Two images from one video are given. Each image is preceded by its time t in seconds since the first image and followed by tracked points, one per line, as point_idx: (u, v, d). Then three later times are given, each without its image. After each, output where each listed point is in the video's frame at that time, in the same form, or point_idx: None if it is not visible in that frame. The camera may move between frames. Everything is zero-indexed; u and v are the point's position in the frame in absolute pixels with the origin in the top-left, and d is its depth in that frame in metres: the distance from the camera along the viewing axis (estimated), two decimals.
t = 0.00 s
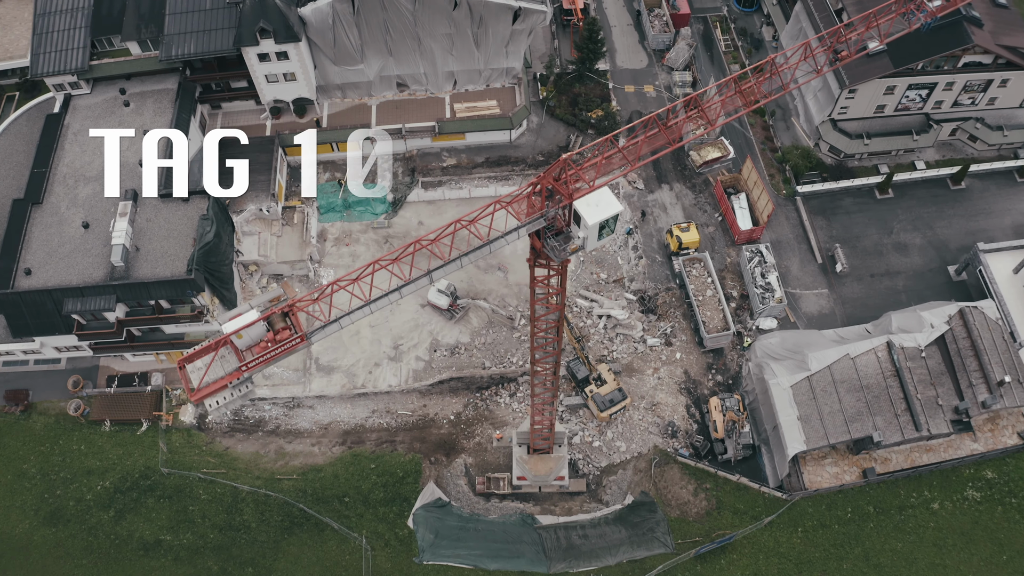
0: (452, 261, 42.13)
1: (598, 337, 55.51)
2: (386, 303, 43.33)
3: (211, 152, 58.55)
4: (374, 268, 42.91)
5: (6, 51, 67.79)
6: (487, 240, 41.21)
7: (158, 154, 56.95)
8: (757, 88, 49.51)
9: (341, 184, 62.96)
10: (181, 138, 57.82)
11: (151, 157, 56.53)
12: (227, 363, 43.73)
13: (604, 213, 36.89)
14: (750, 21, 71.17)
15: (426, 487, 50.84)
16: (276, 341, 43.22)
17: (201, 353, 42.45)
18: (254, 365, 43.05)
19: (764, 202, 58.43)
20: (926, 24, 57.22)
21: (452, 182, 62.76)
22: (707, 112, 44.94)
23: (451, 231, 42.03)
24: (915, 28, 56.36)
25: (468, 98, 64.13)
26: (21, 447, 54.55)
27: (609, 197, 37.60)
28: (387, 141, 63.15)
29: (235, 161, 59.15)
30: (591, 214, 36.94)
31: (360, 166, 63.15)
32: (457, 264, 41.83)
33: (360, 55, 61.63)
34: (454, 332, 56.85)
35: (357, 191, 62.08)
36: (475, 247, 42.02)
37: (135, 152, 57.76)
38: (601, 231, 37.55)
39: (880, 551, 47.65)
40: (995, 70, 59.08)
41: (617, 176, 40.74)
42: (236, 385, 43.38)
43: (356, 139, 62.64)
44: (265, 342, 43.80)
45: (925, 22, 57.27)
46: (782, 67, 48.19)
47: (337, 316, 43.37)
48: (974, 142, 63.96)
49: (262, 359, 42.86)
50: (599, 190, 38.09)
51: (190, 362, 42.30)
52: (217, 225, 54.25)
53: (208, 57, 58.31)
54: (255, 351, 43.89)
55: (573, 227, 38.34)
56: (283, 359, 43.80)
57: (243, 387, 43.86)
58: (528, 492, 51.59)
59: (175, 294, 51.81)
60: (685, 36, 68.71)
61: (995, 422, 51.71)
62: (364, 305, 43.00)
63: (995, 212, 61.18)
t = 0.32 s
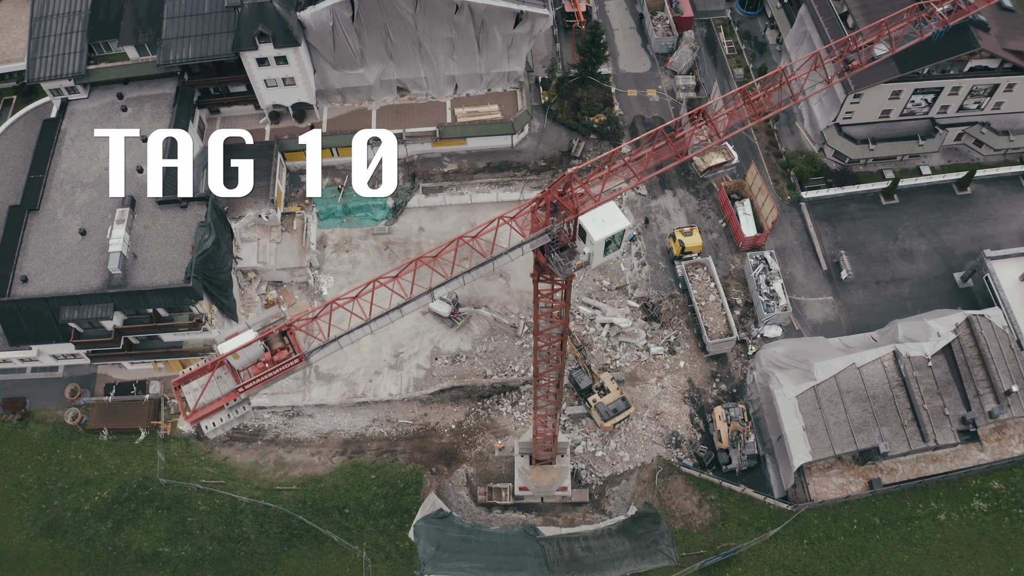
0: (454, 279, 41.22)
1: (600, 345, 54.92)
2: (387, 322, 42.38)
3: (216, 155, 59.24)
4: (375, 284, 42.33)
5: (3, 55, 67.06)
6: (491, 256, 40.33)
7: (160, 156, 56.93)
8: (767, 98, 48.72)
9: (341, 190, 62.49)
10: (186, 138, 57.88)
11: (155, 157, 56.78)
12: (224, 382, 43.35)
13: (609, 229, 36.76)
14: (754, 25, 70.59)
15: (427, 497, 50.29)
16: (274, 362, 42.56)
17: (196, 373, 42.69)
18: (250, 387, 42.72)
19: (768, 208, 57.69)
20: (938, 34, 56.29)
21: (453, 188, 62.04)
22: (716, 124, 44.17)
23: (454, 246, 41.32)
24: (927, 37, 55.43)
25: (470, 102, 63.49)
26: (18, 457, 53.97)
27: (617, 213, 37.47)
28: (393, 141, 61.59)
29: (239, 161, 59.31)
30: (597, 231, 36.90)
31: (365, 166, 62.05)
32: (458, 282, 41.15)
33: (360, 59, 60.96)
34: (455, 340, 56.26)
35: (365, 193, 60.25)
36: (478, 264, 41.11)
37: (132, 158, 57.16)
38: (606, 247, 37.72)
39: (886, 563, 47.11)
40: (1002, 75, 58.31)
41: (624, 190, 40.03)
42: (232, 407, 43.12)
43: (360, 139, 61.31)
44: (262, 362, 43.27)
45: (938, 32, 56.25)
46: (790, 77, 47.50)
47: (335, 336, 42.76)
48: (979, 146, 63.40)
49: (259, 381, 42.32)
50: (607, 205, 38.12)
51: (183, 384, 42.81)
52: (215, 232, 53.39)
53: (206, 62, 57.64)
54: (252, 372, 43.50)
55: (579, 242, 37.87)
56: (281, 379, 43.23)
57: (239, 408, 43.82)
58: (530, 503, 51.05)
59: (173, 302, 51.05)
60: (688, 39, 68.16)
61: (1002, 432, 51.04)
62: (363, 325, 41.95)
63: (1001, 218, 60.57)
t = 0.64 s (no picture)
0: (454, 299, 40.38)
1: (603, 354, 54.33)
2: (388, 342, 41.49)
3: (220, 155, 58.56)
4: (375, 305, 41.53)
5: None
6: (493, 275, 39.54)
7: (163, 156, 56.30)
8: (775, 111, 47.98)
9: (340, 196, 61.78)
10: (190, 138, 57.64)
11: (159, 156, 56.18)
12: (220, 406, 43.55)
13: (616, 246, 35.76)
14: (757, 28, 70.03)
15: (428, 509, 49.74)
16: (271, 386, 41.66)
17: (192, 398, 40.66)
18: (247, 410, 41.77)
19: (772, 216, 57.03)
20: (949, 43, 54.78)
21: (453, 194, 61.56)
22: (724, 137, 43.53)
23: (458, 263, 40.78)
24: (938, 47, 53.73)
25: (470, 107, 62.92)
26: (15, 466, 53.39)
27: (623, 229, 36.60)
28: (398, 140, 60.96)
29: (244, 160, 58.91)
30: (602, 248, 35.87)
31: (371, 165, 61.82)
32: (460, 301, 40.43)
33: (360, 64, 60.38)
34: (455, 349, 55.68)
35: (370, 192, 60.83)
36: (480, 283, 40.35)
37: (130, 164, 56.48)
38: (612, 264, 36.50)
39: None
40: (1007, 80, 57.83)
41: (630, 206, 39.40)
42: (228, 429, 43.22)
43: (365, 139, 60.93)
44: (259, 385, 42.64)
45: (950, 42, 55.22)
46: (800, 89, 46.79)
47: (334, 357, 41.62)
48: (985, 152, 62.79)
49: (257, 405, 41.47)
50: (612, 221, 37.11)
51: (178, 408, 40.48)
52: (213, 239, 52.64)
53: (204, 67, 56.98)
54: (247, 394, 42.55)
55: (582, 258, 37.26)
56: (278, 403, 42.20)
57: (235, 430, 44.86)
58: (532, 514, 50.55)
59: (170, 311, 50.53)
60: (691, 44, 67.59)
61: (1008, 442, 50.30)
62: (363, 346, 41.05)
63: (1007, 225, 59.97)
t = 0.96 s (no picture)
0: (456, 319, 39.50)
1: (606, 363, 53.73)
2: (391, 363, 40.87)
3: (224, 156, 58.26)
4: (376, 327, 40.73)
5: None
6: (496, 294, 38.99)
7: (168, 156, 55.70)
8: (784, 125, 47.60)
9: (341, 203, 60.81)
10: (195, 137, 57.34)
11: (164, 157, 55.51)
12: (216, 430, 42.37)
13: (621, 266, 35.05)
14: (761, 32, 69.48)
15: (429, 520, 49.25)
16: (268, 410, 40.81)
17: (186, 422, 39.71)
18: (244, 434, 40.88)
19: (777, 223, 56.40)
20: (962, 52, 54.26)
21: (454, 201, 60.92)
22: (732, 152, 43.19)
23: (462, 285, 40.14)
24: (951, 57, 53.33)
25: (471, 112, 62.29)
26: (11, 476, 52.78)
27: (628, 246, 35.74)
28: (402, 140, 60.60)
29: (249, 160, 58.57)
30: (607, 266, 35.13)
31: (375, 166, 61.56)
32: (463, 321, 39.43)
33: (359, 68, 59.74)
34: (456, 357, 55.09)
35: (372, 191, 61.00)
36: (482, 303, 39.80)
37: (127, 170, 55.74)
38: (618, 283, 35.85)
39: None
40: (1014, 85, 57.13)
41: (637, 223, 39.08)
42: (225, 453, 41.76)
43: (370, 139, 60.64)
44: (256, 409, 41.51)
45: (963, 53, 54.52)
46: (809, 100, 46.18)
47: (332, 380, 41.39)
48: (991, 157, 62.16)
49: (253, 429, 40.65)
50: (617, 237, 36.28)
51: (172, 431, 39.52)
52: (211, 248, 52.20)
53: (201, 72, 56.25)
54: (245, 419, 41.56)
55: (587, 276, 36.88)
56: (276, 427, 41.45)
57: (232, 455, 42.42)
58: (534, 526, 49.97)
59: (167, 320, 49.83)
60: (694, 48, 66.94)
61: (1015, 452, 49.56)
62: (363, 367, 40.59)
63: (1013, 232, 59.34)
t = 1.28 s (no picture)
0: (457, 342, 38.95)
1: (608, 373, 53.10)
2: (390, 384, 40.51)
3: (230, 155, 58.05)
4: (375, 350, 39.98)
5: None
6: (499, 315, 38.33)
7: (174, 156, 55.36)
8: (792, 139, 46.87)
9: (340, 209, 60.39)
10: (201, 138, 57.94)
11: (170, 156, 55.13)
12: (211, 456, 42.05)
13: (630, 285, 36.83)
14: (764, 36, 68.92)
15: (430, 533, 48.76)
16: (263, 435, 40.77)
17: (180, 447, 39.70)
18: (239, 460, 40.89)
19: (781, 230, 55.84)
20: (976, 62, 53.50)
21: (454, 207, 60.49)
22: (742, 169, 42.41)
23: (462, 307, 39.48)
24: (964, 68, 52.51)
25: (472, 118, 61.70)
26: (8, 486, 52.17)
27: (635, 266, 37.51)
28: (407, 141, 60.04)
29: (254, 160, 58.48)
30: (614, 286, 36.66)
31: (380, 165, 60.58)
32: (466, 343, 39.07)
33: (359, 73, 59.11)
34: (457, 366, 54.50)
35: (378, 191, 59.72)
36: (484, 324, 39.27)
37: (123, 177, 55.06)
38: (624, 302, 37.36)
39: None
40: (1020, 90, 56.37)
41: (644, 242, 38.37)
42: (219, 480, 41.61)
43: (375, 140, 60.03)
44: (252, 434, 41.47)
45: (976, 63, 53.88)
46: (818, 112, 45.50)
47: (330, 405, 40.72)
48: (996, 163, 61.53)
49: (248, 456, 40.57)
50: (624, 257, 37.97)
51: (165, 457, 39.61)
52: (209, 256, 51.61)
53: (199, 77, 55.59)
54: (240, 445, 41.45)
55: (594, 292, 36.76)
56: (271, 452, 41.54)
57: (228, 481, 42.40)
58: (535, 538, 49.39)
59: (165, 329, 49.26)
60: (697, 52, 66.32)
61: (1022, 463, 48.93)
62: (363, 392, 40.36)
63: (1019, 238, 58.71)
